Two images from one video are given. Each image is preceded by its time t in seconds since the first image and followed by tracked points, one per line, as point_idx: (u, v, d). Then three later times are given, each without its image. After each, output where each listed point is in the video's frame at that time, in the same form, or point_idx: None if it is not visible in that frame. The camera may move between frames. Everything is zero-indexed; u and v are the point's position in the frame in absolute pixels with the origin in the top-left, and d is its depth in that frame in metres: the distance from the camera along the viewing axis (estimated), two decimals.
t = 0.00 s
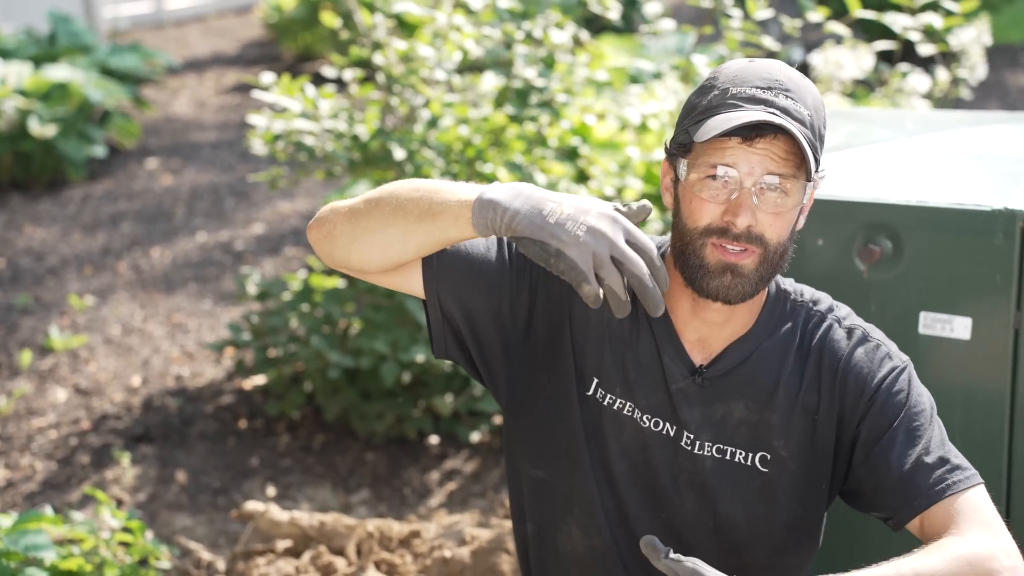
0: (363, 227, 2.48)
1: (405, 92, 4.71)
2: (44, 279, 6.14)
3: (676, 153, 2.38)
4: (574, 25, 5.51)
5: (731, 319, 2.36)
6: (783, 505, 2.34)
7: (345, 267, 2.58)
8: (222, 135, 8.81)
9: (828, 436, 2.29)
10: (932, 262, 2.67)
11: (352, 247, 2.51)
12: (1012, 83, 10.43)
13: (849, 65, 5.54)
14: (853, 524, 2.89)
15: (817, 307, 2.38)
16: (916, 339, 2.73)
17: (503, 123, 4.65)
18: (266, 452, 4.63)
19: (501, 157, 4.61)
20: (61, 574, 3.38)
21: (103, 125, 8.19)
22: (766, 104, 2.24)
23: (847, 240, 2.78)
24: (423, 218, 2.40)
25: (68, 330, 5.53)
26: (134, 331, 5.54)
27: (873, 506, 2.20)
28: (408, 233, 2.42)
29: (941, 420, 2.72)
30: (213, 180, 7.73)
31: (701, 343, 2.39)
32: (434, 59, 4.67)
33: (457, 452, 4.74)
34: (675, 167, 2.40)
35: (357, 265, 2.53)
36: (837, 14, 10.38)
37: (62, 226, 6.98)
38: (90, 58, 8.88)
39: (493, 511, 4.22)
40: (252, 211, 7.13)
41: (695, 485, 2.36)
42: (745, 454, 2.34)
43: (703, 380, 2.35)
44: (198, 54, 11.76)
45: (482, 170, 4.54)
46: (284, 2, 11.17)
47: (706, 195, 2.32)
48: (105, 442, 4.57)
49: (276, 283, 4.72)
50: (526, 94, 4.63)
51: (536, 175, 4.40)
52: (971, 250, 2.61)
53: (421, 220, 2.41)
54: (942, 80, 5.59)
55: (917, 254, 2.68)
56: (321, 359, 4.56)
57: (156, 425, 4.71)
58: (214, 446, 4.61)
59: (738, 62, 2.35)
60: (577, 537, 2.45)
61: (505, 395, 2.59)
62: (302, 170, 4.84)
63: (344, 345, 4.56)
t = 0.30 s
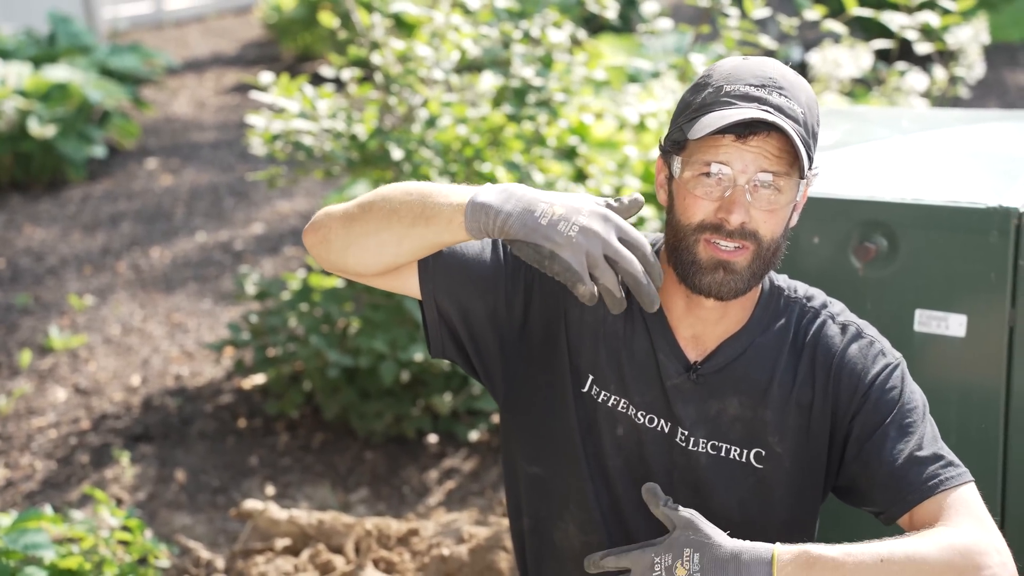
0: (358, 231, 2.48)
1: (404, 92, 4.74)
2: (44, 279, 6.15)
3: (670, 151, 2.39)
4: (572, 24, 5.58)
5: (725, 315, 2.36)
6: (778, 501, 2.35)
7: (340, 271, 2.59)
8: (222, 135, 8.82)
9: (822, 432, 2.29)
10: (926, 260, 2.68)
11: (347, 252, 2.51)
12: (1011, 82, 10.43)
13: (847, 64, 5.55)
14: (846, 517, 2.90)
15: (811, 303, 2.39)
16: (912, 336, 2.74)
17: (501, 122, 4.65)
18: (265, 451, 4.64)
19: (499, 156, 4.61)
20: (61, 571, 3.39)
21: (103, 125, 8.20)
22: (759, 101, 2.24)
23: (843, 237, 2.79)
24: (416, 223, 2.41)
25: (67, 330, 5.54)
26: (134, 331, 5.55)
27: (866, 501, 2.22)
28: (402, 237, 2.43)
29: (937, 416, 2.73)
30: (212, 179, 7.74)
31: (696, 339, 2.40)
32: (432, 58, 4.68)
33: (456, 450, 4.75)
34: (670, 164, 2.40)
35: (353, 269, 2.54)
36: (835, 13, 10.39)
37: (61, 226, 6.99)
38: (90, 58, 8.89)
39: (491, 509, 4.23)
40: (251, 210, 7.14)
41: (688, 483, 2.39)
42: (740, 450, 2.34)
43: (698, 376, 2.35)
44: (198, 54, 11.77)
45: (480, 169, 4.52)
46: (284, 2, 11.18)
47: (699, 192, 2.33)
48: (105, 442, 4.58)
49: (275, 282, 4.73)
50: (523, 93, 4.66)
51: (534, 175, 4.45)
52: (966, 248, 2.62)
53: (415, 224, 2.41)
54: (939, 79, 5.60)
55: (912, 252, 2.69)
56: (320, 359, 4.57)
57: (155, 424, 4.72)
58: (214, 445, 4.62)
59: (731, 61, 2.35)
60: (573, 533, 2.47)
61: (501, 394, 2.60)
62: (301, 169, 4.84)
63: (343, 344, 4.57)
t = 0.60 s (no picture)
0: (334, 258, 2.49)
1: (402, 93, 4.75)
2: (43, 281, 6.16)
3: (670, 154, 2.39)
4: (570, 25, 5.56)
5: (725, 318, 2.36)
6: (776, 505, 2.35)
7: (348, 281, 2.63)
8: (221, 136, 8.83)
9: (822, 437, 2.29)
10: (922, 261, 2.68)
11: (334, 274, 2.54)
12: (1010, 82, 10.44)
13: (845, 65, 5.55)
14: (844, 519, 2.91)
15: (813, 306, 2.39)
16: (907, 336, 2.74)
17: (499, 123, 4.66)
18: (263, 452, 4.65)
19: (498, 157, 4.65)
20: (59, 572, 3.40)
21: (103, 127, 8.21)
22: (758, 103, 2.24)
23: (838, 238, 2.79)
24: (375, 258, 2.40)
25: (66, 331, 5.55)
26: (133, 332, 5.56)
27: (864, 510, 2.22)
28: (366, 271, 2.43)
29: (932, 416, 2.74)
30: (212, 181, 7.75)
31: (696, 342, 2.39)
32: (430, 60, 4.66)
33: (454, 451, 4.75)
34: (669, 168, 2.41)
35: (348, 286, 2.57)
36: (833, 14, 10.41)
37: (61, 227, 7.00)
38: (90, 60, 8.90)
39: (489, 510, 4.23)
40: (250, 211, 7.15)
41: (689, 487, 2.36)
42: (739, 454, 2.34)
43: (698, 380, 2.35)
44: (198, 56, 11.78)
45: (479, 171, 4.61)
46: (283, 3, 11.18)
47: (699, 194, 2.34)
48: (103, 443, 4.59)
49: (273, 284, 4.74)
50: (521, 94, 4.57)
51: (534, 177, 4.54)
52: (960, 248, 2.62)
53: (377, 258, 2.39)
54: (937, 79, 5.61)
55: (907, 252, 2.70)
56: (319, 360, 4.58)
57: (154, 425, 4.73)
58: (212, 446, 4.62)
59: (728, 65, 2.35)
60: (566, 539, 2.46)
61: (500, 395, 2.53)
62: (299, 170, 4.84)
63: (341, 345, 4.58)
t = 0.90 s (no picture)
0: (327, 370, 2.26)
1: (400, 94, 4.71)
2: (41, 282, 6.16)
3: (678, 174, 2.34)
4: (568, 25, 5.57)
5: (740, 338, 2.33)
6: (793, 519, 2.38)
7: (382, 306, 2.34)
8: (219, 137, 8.83)
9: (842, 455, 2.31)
10: (919, 262, 2.68)
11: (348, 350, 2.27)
12: (1007, 83, 10.44)
13: (843, 65, 5.55)
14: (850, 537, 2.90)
15: (828, 319, 2.37)
16: (903, 337, 2.75)
17: (497, 123, 4.68)
18: (261, 453, 4.65)
19: (495, 158, 4.66)
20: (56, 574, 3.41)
21: (101, 127, 8.21)
22: (767, 119, 2.20)
23: (836, 238, 2.80)
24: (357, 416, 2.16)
25: (64, 332, 5.55)
26: (131, 333, 5.56)
27: (883, 533, 2.28)
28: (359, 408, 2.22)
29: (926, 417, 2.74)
30: (210, 182, 7.75)
31: (711, 360, 2.36)
32: (427, 61, 4.64)
33: (452, 452, 4.74)
34: (678, 188, 2.36)
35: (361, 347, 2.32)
36: (830, 14, 10.41)
37: (59, 228, 7.00)
38: (88, 61, 8.90)
39: (487, 511, 4.23)
40: (249, 212, 7.15)
41: (703, 507, 2.36)
42: (756, 469, 2.35)
43: (716, 401, 2.33)
44: (196, 56, 11.78)
45: (477, 172, 4.59)
46: (281, 4, 11.18)
47: (711, 214, 2.29)
48: (101, 444, 4.59)
49: (271, 285, 4.75)
50: (519, 95, 4.60)
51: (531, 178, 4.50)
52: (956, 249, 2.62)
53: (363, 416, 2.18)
54: (934, 79, 5.61)
55: (904, 254, 2.70)
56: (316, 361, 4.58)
57: (152, 426, 4.73)
58: (210, 447, 4.62)
59: (732, 81, 2.31)
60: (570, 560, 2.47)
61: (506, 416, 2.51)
62: (297, 171, 4.84)
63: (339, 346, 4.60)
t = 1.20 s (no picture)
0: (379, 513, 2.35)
1: (397, 95, 4.73)
2: (39, 284, 6.16)
3: (688, 199, 2.22)
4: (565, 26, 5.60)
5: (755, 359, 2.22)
6: (823, 536, 2.29)
7: (384, 426, 2.27)
8: (218, 138, 8.82)
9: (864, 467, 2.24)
10: (913, 263, 2.69)
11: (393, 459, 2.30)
12: (1006, 83, 10.44)
13: (841, 66, 5.55)
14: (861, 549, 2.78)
15: (841, 324, 2.29)
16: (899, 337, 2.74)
17: (495, 124, 4.67)
18: (259, 454, 4.65)
19: (493, 159, 4.70)
20: None
21: (99, 129, 8.22)
22: (780, 151, 2.09)
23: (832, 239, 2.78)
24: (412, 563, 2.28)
25: (62, 334, 5.54)
26: (128, 335, 5.56)
27: (899, 544, 2.24)
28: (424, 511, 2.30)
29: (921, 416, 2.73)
30: (208, 183, 7.75)
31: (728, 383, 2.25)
32: (425, 62, 4.64)
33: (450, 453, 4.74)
34: (689, 213, 2.24)
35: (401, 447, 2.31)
36: (827, 14, 10.42)
37: (57, 229, 7.01)
38: (86, 62, 8.90)
39: (485, 512, 4.22)
40: (247, 213, 7.15)
41: (733, 529, 2.28)
42: (782, 488, 2.26)
43: (738, 424, 2.23)
44: (195, 57, 11.79)
45: (475, 173, 4.64)
46: (280, 5, 11.18)
47: (723, 244, 2.17)
48: (98, 446, 4.58)
49: (269, 286, 4.75)
50: (517, 96, 4.56)
51: (529, 178, 4.52)
52: (952, 249, 2.63)
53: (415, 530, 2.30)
54: (932, 79, 5.62)
55: (899, 254, 2.70)
56: (314, 362, 4.58)
57: (149, 428, 4.72)
58: (207, 449, 4.62)
59: (748, 100, 2.17)
60: None
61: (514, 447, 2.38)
62: (294, 172, 4.83)
63: (336, 347, 4.62)
